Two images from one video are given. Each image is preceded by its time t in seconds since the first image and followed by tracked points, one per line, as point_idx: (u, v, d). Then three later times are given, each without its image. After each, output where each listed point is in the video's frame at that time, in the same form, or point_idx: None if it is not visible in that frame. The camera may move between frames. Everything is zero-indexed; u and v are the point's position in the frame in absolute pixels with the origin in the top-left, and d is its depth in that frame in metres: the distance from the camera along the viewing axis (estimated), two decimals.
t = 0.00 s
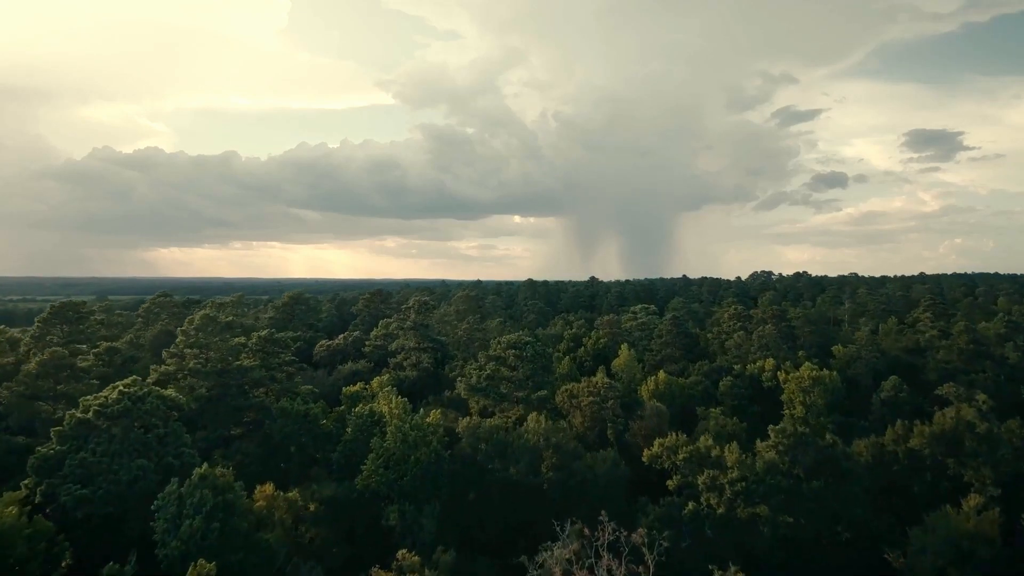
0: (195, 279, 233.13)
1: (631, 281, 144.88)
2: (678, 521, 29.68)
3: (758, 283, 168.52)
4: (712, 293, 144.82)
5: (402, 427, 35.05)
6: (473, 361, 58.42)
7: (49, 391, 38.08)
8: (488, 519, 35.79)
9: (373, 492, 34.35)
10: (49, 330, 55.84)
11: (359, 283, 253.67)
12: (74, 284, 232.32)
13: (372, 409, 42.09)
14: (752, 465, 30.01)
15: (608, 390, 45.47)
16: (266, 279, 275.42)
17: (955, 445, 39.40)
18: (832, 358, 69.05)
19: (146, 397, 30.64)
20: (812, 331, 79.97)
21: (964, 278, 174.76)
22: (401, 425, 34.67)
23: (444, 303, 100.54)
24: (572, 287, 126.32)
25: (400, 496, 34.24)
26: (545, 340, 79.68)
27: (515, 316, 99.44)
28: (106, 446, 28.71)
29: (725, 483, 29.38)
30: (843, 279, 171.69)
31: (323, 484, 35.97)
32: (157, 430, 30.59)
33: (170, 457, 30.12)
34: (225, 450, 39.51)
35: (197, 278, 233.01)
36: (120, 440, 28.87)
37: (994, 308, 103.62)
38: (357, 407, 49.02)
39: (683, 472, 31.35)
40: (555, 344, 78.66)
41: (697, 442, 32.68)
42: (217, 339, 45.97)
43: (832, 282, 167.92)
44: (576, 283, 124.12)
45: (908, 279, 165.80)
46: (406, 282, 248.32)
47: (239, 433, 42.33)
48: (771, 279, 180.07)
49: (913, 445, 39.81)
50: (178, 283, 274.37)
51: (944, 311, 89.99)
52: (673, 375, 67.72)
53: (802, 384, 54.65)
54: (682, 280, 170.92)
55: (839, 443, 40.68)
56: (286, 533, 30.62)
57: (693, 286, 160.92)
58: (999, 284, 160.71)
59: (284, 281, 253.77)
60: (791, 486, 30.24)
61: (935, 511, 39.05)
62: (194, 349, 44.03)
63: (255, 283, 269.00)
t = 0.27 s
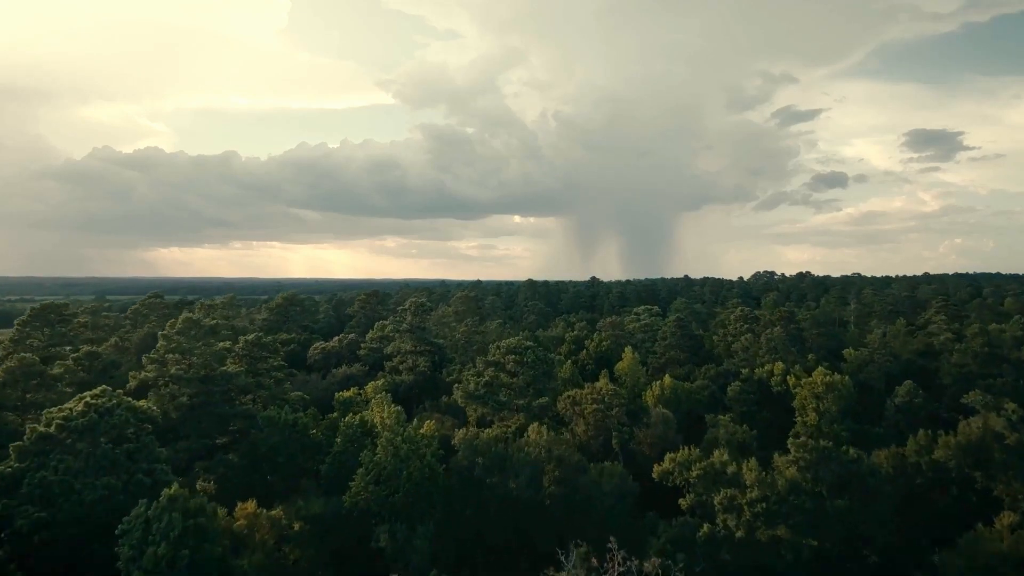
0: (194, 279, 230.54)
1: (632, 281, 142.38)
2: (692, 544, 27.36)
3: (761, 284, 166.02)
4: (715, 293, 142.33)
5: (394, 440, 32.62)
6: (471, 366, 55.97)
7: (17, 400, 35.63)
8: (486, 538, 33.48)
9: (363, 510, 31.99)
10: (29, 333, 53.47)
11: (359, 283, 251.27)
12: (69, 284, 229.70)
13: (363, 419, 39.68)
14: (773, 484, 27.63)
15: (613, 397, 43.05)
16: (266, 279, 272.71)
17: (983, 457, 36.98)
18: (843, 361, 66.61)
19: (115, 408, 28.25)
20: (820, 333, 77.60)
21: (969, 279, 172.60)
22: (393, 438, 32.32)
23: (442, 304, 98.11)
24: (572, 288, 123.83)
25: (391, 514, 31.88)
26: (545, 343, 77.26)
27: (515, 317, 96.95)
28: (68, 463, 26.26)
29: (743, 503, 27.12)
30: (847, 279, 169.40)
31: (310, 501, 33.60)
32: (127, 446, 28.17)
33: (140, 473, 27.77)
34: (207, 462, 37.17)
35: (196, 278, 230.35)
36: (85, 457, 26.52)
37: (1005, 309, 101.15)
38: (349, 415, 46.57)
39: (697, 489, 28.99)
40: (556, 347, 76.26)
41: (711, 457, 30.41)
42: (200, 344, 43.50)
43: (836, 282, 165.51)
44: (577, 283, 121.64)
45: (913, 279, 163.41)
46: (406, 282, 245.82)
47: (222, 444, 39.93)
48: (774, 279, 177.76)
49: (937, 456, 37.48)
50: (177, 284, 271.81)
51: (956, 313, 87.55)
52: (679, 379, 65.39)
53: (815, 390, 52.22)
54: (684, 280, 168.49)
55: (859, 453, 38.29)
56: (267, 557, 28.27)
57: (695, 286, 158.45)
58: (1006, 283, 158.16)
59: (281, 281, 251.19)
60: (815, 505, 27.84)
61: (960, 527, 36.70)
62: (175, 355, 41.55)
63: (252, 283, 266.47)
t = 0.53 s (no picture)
0: (194, 279, 228.90)
1: (634, 281, 140.56)
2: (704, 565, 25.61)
3: (764, 284, 163.97)
4: (718, 294, 140.40)
5: (388, 451, 30.84)
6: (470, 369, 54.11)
7: None
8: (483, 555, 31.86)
9: (353, 526, 30.18)
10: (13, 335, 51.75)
11: (359, 283, 249.71)
12: (69, 284, 228.22)
13: (356, 427, 37.91)
14: (791, 501, 25.72)
15: (617, 403, 41.16)
16: (266, 279, 271.17)
17: (1010, 469, 35.03)
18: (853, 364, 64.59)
19: (86, 420, 26.34)
20: (828, 335, 75.69)
21: (973, 279, 171.59)
22: (385, 450, 30.43)
23: (441, 304, 96.21)
24: (573, 288, 121.96)
25: (384, 530, 30.01)
26: (546, 345, 75.41)
27: (515, 318, 95.04)
28: (31, 480, 24.27)
29: (761, 522, 25.28)
30: (851, 279, 167.74)
31: (297, 516, 31.65)
32: (98, 459, 26.30)
33: (113, 488, 25.91)
34: (190, 472, 35.29)
35: (195, 278, 228.71)
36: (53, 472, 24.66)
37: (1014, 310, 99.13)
38: (342, 421, 44.63)
39: (709, 505, 27.21)
40: (557, 350, 74.36)
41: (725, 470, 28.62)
42: (185, 348, 41.57)
43: (840, 282, 163.67)
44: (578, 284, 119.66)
45: (917, 279, 162.13)
46: (406, 282, 244.16)
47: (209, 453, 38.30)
48: (777, 279, 176.20)
49: (959, 467, 35.50)
50: (177, 284, 270.39)
51: (966, 314, 85.51)
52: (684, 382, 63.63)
53: (826, 395, 50.22)
54: (686, 280, 166.68)
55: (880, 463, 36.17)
56: None
57: (698, 287, 156.59)
58: (1011, 283, 156.37)
59: (281, 281, 249.47)
60: (837, 523, 25.92)
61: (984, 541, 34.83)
62: (159, 360, 39.65)
63: (252, 283, 264.75)
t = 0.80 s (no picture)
0: (193, 279, 226.96)
1: (636, 282, 138.17)
2: None
3: (767, 284, 161.59)
4: (721, 294, 137.96)
5: (377, 468, 28.37)
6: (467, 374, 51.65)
7: None
8: None
9: (340, 550, 27.78)
10: None
11: (358, 282, 247.08)
12: (66, 283, 226.14)
13: (344, 439, 35.44)
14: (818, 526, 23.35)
15: (623, 413, 38.66)
16: (266, 279, 268.71)
17: None
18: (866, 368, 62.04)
19: (42, 437, 23.95)
20: (838, 337, 73.23)
21: (978, 279, 169.94)
22: (374, 466, 27.97)
23: (439, 305, 93.78)
24: (575, 288, 119.49)
25: (372, 555, 27.59)
26: (547, 347, 72.96)
27: (515, 320, 92.61)
28: None
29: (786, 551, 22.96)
30: (855, 279, 165.73)
31: (280, 537, 29.21)
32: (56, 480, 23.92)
33: (73, 511, 23.50)
34: (168, 487, 32.90)
35: (195, 277, 226.63)
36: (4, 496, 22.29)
37: None
38: (332, 431, 42.18)
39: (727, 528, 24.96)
40: (559, 353, 71.93)
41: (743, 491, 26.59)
42: (165, 353, 39.05)
43: (844, 282, 161.45)
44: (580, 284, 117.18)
45: (922, 279, 159.98)
46: (405, 281, 241.60)
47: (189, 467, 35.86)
48: (780, 279, 174.07)
49: (989, 482, 33.12)
50: (177, 284, 268.16)
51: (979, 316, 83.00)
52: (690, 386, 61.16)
53: (842, 402, 47.66)
54: (688, 280, 164.34)
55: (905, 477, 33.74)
56: None
57: (700, 287, 154.32)
58: (1016, 283, 154.79)
59: (280, 280, 246.96)
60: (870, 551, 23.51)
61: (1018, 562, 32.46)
62: (136, 366, 37.16)
63: (250, 283, 262.28)
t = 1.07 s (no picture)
0: (192, 279, 225.34)
1: (638, 282, 136.30)
2: None
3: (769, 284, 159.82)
4: (724, 295, 136.10)
5: (365, 484, 26.40)
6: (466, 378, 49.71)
7: None
8: None
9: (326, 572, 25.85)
10: None
11: (358, 282, 245.58)
12: (65, 283, 224.48)
13: (333, 451, 33.49)
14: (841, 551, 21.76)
15: (628, 421, 36.64)
16: (265, 280, 267.22)
17: None
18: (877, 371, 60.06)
19: None
20: (846, 338, 71.23)
21: (982, 279, 168.72)
22: (364, 482, 26.05)
23: (438, 306, 91.94)
24: (576, 289, 117.51)
25: None
26: (548, 350, 71.03)
27: (515, 321, 90.68)
28: None
29: None
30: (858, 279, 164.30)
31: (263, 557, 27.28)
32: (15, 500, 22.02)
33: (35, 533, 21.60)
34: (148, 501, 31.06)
35: (194, 278, 224.99)
36: None
37: None
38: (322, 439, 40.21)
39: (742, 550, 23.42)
40: (560, 355, 70.03)
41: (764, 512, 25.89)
42: (148, 359, 37.06)
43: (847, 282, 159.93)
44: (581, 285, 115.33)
45: (926, 279, 158.27)
46: (405, 281, 239.78)
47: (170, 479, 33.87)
48: (782, 279, 172.41)
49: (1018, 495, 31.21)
50: (176, 284, 266.57)
51: (989, 317, 81.06)
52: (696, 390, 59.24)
53: (855, 408, 45.65)
54: (690, 280, 162.50)
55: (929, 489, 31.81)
56: None
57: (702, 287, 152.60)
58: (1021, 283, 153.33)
59: (279, 281, 245.09)
60: None
61: None
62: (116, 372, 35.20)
63: (250, 284, 260.62)
